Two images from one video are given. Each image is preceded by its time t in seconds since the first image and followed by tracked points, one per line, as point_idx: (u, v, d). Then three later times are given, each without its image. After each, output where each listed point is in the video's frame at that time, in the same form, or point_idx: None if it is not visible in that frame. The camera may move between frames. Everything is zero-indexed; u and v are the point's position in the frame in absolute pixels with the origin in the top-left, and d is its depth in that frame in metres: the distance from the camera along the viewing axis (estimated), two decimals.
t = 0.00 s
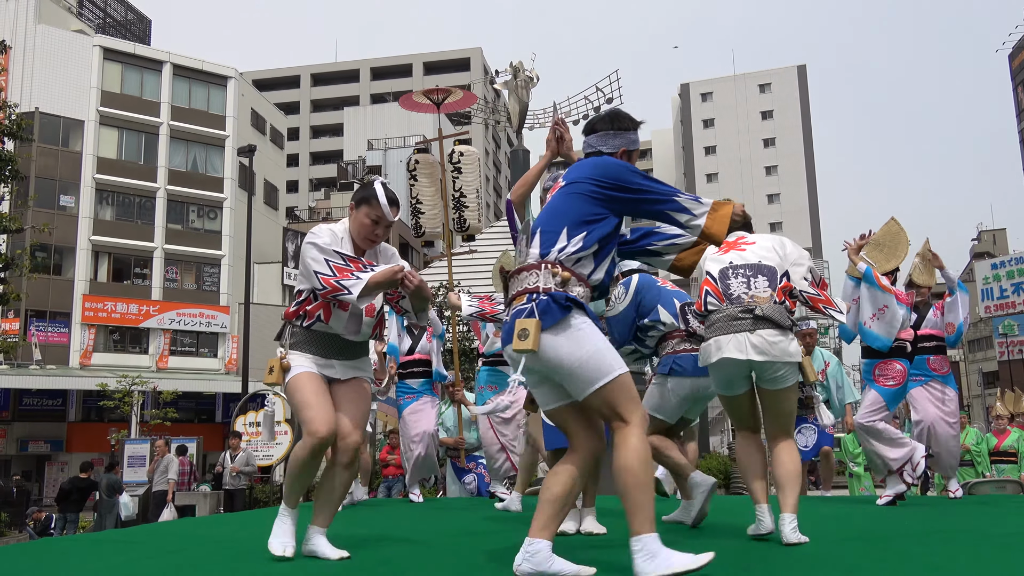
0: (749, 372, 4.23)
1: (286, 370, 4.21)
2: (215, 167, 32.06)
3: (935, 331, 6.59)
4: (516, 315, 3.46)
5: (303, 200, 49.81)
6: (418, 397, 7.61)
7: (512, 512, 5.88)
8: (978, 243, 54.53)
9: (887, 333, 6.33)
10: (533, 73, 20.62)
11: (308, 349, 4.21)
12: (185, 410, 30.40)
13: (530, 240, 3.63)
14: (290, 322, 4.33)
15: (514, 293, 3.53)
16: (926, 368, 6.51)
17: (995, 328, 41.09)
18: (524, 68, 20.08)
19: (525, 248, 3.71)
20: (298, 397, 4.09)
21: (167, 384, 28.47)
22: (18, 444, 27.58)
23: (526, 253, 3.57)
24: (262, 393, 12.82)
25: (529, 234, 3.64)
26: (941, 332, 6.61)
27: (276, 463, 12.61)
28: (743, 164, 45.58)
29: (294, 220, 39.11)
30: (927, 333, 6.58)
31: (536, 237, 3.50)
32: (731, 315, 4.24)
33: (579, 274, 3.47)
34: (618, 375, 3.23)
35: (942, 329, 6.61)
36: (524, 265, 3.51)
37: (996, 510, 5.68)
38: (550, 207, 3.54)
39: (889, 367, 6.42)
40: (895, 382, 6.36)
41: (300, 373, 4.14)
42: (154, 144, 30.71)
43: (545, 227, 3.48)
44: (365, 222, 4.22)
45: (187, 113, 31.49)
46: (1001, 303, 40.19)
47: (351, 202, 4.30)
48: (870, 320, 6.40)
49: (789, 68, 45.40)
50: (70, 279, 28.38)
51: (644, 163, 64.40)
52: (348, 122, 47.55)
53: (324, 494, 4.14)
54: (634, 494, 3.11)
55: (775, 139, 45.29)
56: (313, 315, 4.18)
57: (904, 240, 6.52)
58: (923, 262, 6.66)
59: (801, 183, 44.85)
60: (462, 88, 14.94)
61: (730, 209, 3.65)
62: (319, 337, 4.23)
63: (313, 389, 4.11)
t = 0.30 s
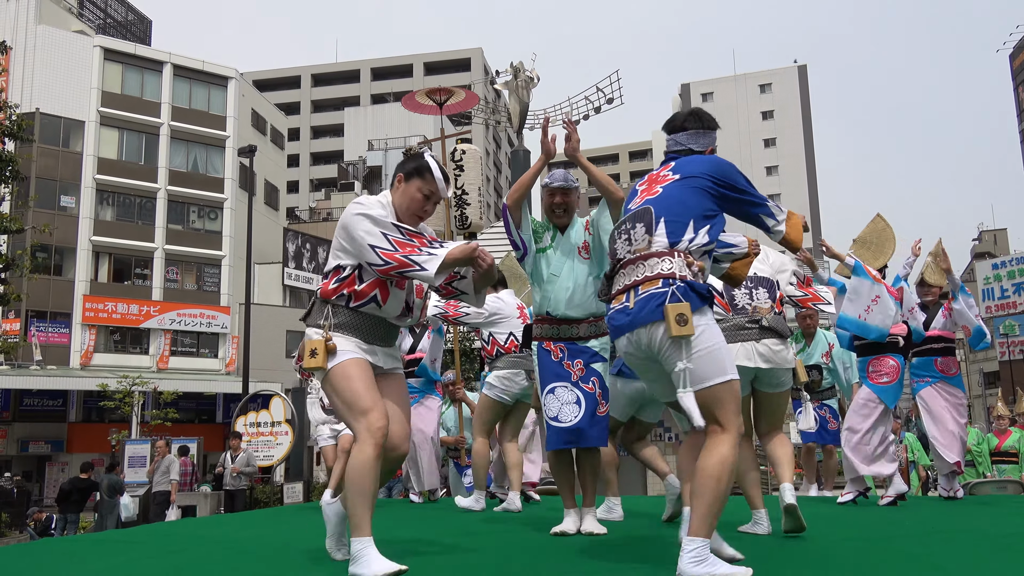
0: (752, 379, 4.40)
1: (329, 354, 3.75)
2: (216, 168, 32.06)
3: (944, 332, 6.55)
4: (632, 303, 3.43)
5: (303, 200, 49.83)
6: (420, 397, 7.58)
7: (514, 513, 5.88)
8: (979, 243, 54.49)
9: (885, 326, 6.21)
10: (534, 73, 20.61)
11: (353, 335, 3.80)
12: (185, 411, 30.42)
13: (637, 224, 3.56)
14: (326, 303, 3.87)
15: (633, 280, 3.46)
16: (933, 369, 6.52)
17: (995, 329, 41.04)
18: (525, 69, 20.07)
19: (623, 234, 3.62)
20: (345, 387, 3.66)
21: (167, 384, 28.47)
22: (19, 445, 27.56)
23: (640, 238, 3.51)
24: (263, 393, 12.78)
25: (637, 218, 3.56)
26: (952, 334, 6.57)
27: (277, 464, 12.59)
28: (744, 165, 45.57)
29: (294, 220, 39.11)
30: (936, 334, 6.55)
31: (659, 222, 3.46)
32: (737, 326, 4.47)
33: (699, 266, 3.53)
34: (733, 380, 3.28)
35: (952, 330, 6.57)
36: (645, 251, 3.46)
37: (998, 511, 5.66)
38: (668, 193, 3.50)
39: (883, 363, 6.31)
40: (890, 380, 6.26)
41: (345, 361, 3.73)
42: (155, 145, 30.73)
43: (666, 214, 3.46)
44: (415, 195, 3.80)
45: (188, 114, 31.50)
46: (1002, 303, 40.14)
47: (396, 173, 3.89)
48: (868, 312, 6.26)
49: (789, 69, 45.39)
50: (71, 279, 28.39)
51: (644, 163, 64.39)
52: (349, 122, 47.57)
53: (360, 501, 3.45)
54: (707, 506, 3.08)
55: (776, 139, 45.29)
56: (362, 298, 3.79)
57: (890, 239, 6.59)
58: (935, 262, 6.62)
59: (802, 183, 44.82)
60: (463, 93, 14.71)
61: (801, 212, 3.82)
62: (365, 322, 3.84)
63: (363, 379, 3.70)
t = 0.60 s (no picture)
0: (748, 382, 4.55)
1: (401, 346, 3.38)
2: (217, 168, 32.07)
3: (948, 328, 6.52)
4: (738, 316, 3.58)
5: (304, 200, 49.83)
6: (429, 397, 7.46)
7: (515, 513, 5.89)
8: (980, 243, 54.46)
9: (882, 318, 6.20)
10: (535, 73, 20.64)
11: (429, 323, 3.42)
12: (186, 411, 30.46)
13: (730, 239, 3.70)
14: (397, 284, 3.48)
15: (733, 295, 3.61)
16: (937, 365, 6.52)
17: (996, 329, 40.99)
18: (526, 69, 20.09)
19: (713, 250, 3.76)
20: (411, 392, 3.34)
21: (168, 385, 28.48)
22: (20, 445, 27.57)
23: (737, 252, 3.65)
24: (264, 393, 12.74)
25: (728, 234, 3.70)
26: (956, 329, 6.54)
27: (278, 464, 12.59)
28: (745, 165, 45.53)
29: (295, 221, 39.11)
30: (940, 330, 6.53)
31: (755, 237, 3.63)
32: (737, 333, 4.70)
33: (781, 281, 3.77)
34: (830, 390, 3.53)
35: (956, 326, 6.53)
36: (742, 265, 3.62)
37: (999, 511, 5.65)
38: (756, 210, 3.70)
39: (874, 363, 6.34)
40: (882, 380, 6.28)
41: (418, 353, 3.37)
42: (155, 145, 30.74)
43: (761, 230, 3.64)
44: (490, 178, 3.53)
45: (189, 114, 31.52)
46: (1003, 303, 40.07)
47: (468, 153, 3.55)
48: (863, 304, 6.20)
49: (790, 69, 45.39)
50: (72, 280, 28.42)
51: (645, 163, 64.40)
52: (350, 123, 47.60)
53: (486, 492, 3.11)
54: (800, 463, 3.34)
55: (776, 139, 45.27)
56: (445, 278, 3.41)
57: (877, 238, 6.56)
58: (939, 257, 6.56)
59: (802, 182, 44.82)
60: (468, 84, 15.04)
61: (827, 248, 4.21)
62: (440, 308, 3.46)
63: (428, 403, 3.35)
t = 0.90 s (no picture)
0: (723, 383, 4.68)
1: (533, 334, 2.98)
2: (217, 168, 32.07)
3: (947, 330, 6.50)
4: (804, 322, 3.70)
5: (304, 200, 49.86)
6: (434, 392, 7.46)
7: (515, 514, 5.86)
8: (980, 243, 54.44)
9: (865, 317, 6.11)
10: (536, 73, 20.65)
11: (550, 316, 3.09)
12: (187, 411, 30.48)
13: (793, 248, 3.83)
14: (515, 273, 3.10)
15: (801, 301, 3.74)
16: (936, 368, 6.50)
17: (997, 329, 40.95)
18: (527, 69, 20.11)
19: (772, 256, 3.86)
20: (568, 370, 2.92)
21: (168, 385, 28.48)
22: (21, 445, 27.57)
23: (801, 261, 3.79)
24: (264, 393, 12.72)
25: (791, 244, 3.84)
26: (957, 332, 6.50)
27: (278, 463, 12.56)
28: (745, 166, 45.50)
29: (296, 220, 39.13)
30: (941, 332, 6.51)
31: (818, 251, 3.80)
32: (725, 337, 4.67)
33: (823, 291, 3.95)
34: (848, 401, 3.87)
35: (957, 328, 6.49)
36: (808, 274, 3.76)
37: (998, 511, 5.63)
38: (808, 225, 3.88)
39: (866, 364, 6.29)
40: (875, 382, 6.24)
41: (551, 340, 2.99)
42: (156, 145, 30.74)
43: (821, 245, 3.82)
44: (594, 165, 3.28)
45: (189, 115, 31.52)
46: (1004, 303, 40.03)
47: (570, 138, 3.36)
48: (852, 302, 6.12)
49: (790, 70, 45.41)
50: (72, 280, 28.43)
51: (645, 163, 64.43)
52: (350, 123, 47.62)
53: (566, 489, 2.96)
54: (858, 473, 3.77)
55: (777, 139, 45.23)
56: (568, 264, 3.08)
57: (863, 240, 6.30)
58: (942, 258, 6.53)
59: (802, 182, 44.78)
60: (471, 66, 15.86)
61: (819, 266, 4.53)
62: (553, 300, 3.13)
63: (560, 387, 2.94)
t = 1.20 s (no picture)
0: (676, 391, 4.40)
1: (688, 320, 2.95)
2: (217, 168, 32.08)
3: (948, 326, 6.48)
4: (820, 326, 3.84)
5: (304, 200, 49.86)
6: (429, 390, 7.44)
7: (515, 514, 5.88)
8: (981, 243, 54.47)
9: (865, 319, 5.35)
10: (536, 73, 20.67)
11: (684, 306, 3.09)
12: (187, 410, 30.48)
13: (806, 256, 3.99)
14: (660, 260, 3.04)
15: (816, 307, 3.88)
16: (935, 367, 6.46)
17: (997, 329, 40.95)
18: (527, 69, 20.13)
19: (788, 262, 3.99)
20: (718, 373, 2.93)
21: (168, 385, 28.47)
22: (21, 444, 27.57)
23: (813, 269, 3.95)
24: (264, 392, 12.71)
25: (806, 252, 3.99)
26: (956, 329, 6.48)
27: (278, 463, 12.56)
28: (746, 167, 45.50)
29: (296, 220, 39.14)
30: (943, 328, 6.49)
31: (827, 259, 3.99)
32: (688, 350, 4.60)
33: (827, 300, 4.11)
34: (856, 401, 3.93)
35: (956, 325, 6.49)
36: (821, 282, 3.93)
37: (998, 512, 5.64)
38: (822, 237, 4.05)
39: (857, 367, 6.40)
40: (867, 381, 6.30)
41: (699, 335, 2.97)
42: (156, 145, 30.73)
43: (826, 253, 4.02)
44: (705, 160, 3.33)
45: (189, 114, 31.53)
46: (1004, 304, 40.04)
47: (677, 132, 3.40)
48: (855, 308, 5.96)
49: (790, 70, 45.40)
50: (72, 279, 28.42)
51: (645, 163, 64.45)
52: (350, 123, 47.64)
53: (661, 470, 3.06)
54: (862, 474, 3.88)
55: (777, 140, 45.26)
56: (701, 257, 3.12)
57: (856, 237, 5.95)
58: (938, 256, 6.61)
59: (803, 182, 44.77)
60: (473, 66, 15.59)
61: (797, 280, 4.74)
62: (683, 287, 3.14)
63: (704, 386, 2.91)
